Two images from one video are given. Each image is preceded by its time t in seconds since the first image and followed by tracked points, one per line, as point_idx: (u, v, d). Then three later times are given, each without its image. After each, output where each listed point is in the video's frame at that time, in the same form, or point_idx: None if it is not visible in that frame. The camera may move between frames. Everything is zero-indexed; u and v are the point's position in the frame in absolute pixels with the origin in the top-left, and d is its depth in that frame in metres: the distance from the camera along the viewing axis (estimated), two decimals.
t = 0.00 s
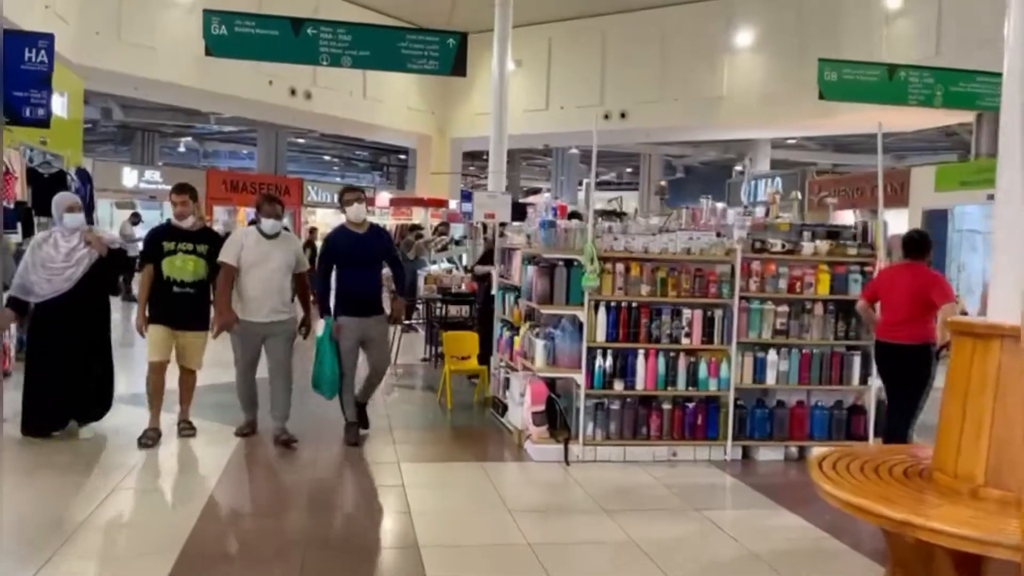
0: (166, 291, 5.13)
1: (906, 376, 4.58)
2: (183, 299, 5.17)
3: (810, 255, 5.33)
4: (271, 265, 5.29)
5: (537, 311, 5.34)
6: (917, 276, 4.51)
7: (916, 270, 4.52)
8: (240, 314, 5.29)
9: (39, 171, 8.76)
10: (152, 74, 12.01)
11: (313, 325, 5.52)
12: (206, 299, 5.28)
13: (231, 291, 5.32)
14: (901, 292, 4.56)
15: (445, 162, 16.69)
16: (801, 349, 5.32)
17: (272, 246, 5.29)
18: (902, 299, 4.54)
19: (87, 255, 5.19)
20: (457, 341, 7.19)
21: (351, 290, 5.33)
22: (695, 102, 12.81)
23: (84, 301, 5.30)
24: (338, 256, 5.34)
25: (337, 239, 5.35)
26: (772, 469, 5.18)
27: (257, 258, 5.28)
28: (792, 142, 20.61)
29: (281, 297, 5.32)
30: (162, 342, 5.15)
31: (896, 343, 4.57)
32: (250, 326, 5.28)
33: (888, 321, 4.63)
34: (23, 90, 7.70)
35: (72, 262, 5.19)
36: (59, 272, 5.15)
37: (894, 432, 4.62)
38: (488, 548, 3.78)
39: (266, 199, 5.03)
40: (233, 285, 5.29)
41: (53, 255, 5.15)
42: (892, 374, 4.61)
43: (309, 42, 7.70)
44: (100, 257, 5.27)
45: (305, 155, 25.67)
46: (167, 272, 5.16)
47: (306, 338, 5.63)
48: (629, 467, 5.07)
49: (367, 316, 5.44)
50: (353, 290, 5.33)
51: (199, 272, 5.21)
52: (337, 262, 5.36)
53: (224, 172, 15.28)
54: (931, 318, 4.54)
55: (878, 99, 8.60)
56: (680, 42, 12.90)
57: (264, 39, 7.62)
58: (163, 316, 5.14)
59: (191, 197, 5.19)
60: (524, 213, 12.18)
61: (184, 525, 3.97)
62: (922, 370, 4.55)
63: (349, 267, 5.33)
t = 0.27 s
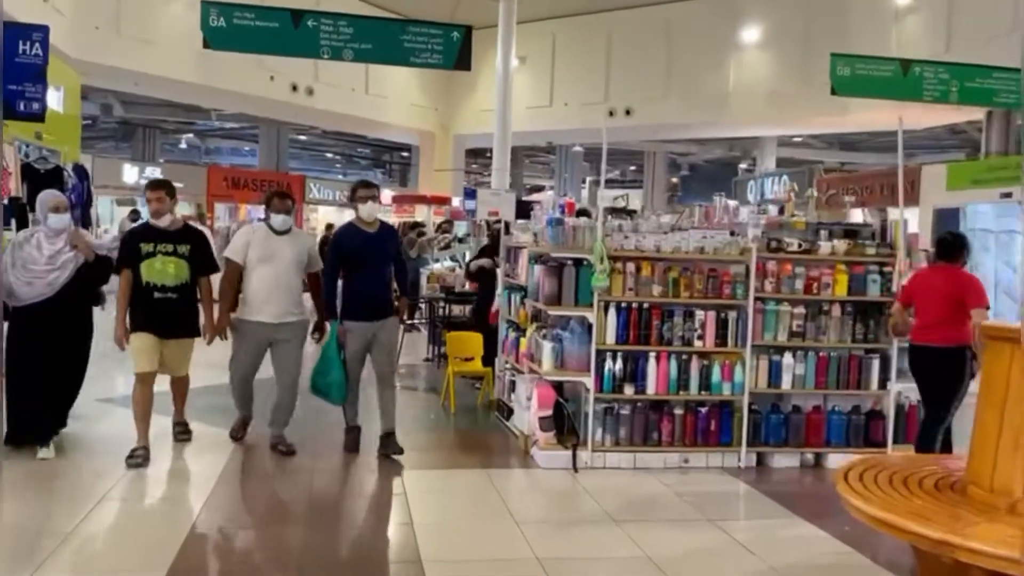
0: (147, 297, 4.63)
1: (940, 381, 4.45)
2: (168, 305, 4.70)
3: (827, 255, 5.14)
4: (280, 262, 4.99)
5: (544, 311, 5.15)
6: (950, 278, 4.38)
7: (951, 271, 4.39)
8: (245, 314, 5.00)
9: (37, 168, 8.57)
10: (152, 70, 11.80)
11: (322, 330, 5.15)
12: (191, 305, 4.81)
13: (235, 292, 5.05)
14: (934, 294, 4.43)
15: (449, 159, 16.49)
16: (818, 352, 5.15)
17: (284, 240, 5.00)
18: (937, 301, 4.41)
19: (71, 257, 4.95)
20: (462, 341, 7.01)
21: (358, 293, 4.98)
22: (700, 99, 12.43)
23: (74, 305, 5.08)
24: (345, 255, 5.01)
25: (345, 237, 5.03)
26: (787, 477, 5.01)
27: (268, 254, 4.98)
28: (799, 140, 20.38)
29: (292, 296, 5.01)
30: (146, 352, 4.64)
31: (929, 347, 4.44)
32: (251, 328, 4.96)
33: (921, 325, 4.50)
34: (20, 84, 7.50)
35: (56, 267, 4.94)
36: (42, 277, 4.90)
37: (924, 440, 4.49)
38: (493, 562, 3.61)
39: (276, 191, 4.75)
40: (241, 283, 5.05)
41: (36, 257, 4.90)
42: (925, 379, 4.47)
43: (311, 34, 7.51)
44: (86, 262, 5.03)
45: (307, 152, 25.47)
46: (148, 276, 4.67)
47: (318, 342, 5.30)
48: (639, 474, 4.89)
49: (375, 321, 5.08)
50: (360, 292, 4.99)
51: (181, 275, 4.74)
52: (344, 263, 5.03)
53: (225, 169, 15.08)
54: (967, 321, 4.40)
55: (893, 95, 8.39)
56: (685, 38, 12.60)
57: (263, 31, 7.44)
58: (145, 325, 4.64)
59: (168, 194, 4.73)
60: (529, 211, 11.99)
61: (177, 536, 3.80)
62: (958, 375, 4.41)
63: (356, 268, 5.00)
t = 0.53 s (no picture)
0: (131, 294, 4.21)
1: (977, 381, 4.46)
2: (154, 300, 4.27)
3: (849, 253, 4.94)
4: (282, 260, 4.62)
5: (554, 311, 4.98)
6: (983, 276, 4.41)
7: (983, 269, 4.42)
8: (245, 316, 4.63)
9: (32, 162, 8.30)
10: (154, 64, 11.53)
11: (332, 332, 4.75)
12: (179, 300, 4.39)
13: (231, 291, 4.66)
14: (968, 294, 4.47)
15: (452, 156, 16.26)
16: (839, 354, 4.94)
17: (286, 238, 4.65)
18: (971, 300, 4.44)
19: (53, 255, 4.61)
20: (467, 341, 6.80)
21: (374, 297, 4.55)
22: (707, 95, 12.22)
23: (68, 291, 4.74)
24: (360, 252, 4.56)
25: (362, 235, 4.57)
26: (808, 484, 4.80)
27: (269, 252, 4.64)
28: (806, 137, 20.12)
29: (296, 297, 4.65)
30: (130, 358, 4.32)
31: (965, 347, 4.46)
32: (252, 330, 4.59)
33: (957, 325, 4.54)
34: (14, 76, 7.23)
35: (33, 264, 4.58)
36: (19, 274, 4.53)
37: (961, 444, 4.49)
38: None
39: (276, 184, 4.40)
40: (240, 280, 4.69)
41: (15, 252, 4.55)
42: (962, 379, 4.49)
43: (311, 25, 7.30)
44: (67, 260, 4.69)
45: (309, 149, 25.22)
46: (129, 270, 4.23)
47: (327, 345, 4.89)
48: (654, 481, 4.69)
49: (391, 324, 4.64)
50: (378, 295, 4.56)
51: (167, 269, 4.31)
52: (360, 260, 4.56)
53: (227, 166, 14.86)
54: (1002, 319, 4.41)
55: (912, 90, 8.15)
56: (689, 35, 12.32)
57: (263, 22, 7.23)
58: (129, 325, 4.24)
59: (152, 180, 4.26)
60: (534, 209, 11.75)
61: (170, 549, 3.58)
62: (996, 373, 4.43)
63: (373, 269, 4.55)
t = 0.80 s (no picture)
0: (110, 305, 3.80)
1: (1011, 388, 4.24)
2: (135, 313, 3.81)
3: (875, 255, 4.72)
4: (272, 265, 4.13)
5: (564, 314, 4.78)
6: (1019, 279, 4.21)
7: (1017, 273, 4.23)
8: (233, 326, 4.17)
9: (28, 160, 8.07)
10: (155, 60, 11.31)
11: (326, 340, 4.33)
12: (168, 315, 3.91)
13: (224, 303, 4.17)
14: (1002, 297, 4.27)
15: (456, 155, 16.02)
16: (863, 361, 4.72)
17: (277, 240, 4.16)
18: (1005, 303, 4.24)
19: (24, 262, 4.26)
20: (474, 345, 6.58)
21: (381, 301, 4.17)
22: (714, 92, 11.96)
23: (71, 285, 4.52)
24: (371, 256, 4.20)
25: (373, 234, 4.23)
26: (830, 497, 4.58)
27: (259, 256, 4.16)
28: (814, 136, 19.86)
29: (288, 306, 4.14)
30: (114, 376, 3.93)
31: (998, 352, 4.25)
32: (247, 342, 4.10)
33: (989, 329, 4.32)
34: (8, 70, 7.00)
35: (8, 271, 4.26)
36: None
37: (994, 454, 4.26)
38: None
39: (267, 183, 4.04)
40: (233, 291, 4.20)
41: None
42: (995, 386, 4.27)
43: (314, 19, 7.08)
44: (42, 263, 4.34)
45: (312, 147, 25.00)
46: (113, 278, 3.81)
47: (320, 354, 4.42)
48: (669, 493, 4.48)
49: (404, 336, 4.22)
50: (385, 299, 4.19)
51: (152, 280, 3.84)
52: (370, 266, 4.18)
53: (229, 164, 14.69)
54: None
55: (930, 87, 7.90)
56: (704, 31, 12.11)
57: (264, 14, 7.03)
58: (107, 340, 3.83)
59: (135, 177, 3.80)
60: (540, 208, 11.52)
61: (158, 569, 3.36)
62: None
63: (382, 269, 4.18)
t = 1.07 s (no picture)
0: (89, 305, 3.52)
1: None
2: (117, 313, 3.53)
3: (897, 254, 4.52)
4: (257, 262, 3.79)
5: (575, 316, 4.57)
6: None
7: None
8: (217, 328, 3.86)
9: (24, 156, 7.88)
10: (155, 56, 11.12)
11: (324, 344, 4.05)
12: (154, 317, 3.60)
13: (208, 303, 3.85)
14: None
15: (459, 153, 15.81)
16: (884, 365, 4.54)
17: (262, 236, 3.81)
18: None
19: None
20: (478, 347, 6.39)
21: (384, 308, 3.78)
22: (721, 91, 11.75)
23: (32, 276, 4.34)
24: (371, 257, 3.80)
25: (374, 233, 3.83)
26: (851, 507, 4.39)
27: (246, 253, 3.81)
28: (821, 134, 19.63)
29: (273, 308, 3.80)
30: (90, 383, 3.58)
31: None
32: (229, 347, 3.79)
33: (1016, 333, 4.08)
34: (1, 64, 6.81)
35: None
36: None
37: None
38: None
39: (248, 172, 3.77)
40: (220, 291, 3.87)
41: None
42: None
43: (315, 10, 6.88)
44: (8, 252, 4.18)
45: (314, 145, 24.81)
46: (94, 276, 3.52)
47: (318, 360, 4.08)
48: (683, 503, 4.30)
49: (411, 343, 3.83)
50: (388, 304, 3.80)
51: (137, 278, 3.54)
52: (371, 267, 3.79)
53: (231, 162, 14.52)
54: None
55: (947, 82, 7.68)
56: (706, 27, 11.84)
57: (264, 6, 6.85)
58: (84, 342, 3.53)
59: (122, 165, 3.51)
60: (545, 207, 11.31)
61: None
62: None
63: (386, 271, 3.80)
